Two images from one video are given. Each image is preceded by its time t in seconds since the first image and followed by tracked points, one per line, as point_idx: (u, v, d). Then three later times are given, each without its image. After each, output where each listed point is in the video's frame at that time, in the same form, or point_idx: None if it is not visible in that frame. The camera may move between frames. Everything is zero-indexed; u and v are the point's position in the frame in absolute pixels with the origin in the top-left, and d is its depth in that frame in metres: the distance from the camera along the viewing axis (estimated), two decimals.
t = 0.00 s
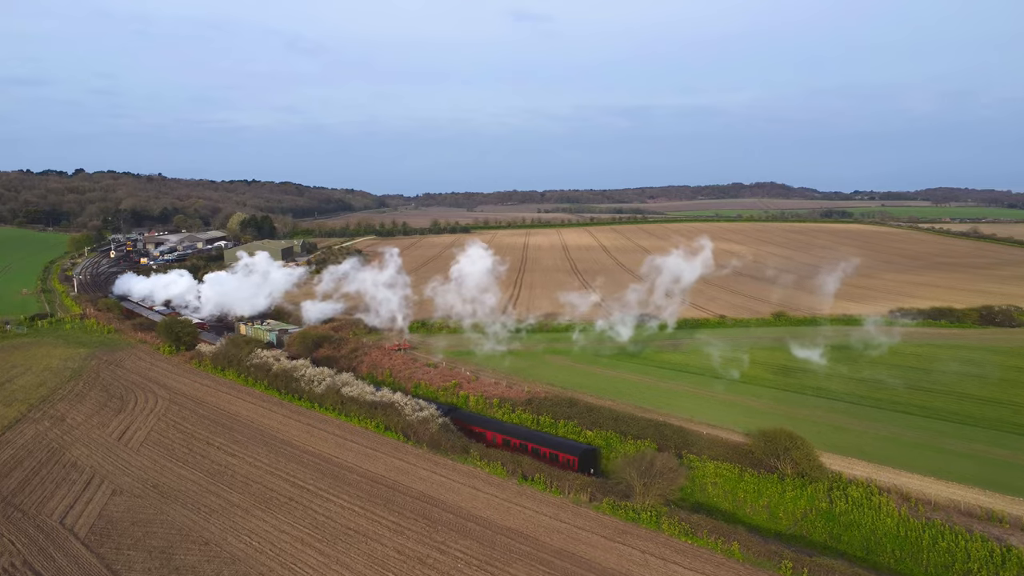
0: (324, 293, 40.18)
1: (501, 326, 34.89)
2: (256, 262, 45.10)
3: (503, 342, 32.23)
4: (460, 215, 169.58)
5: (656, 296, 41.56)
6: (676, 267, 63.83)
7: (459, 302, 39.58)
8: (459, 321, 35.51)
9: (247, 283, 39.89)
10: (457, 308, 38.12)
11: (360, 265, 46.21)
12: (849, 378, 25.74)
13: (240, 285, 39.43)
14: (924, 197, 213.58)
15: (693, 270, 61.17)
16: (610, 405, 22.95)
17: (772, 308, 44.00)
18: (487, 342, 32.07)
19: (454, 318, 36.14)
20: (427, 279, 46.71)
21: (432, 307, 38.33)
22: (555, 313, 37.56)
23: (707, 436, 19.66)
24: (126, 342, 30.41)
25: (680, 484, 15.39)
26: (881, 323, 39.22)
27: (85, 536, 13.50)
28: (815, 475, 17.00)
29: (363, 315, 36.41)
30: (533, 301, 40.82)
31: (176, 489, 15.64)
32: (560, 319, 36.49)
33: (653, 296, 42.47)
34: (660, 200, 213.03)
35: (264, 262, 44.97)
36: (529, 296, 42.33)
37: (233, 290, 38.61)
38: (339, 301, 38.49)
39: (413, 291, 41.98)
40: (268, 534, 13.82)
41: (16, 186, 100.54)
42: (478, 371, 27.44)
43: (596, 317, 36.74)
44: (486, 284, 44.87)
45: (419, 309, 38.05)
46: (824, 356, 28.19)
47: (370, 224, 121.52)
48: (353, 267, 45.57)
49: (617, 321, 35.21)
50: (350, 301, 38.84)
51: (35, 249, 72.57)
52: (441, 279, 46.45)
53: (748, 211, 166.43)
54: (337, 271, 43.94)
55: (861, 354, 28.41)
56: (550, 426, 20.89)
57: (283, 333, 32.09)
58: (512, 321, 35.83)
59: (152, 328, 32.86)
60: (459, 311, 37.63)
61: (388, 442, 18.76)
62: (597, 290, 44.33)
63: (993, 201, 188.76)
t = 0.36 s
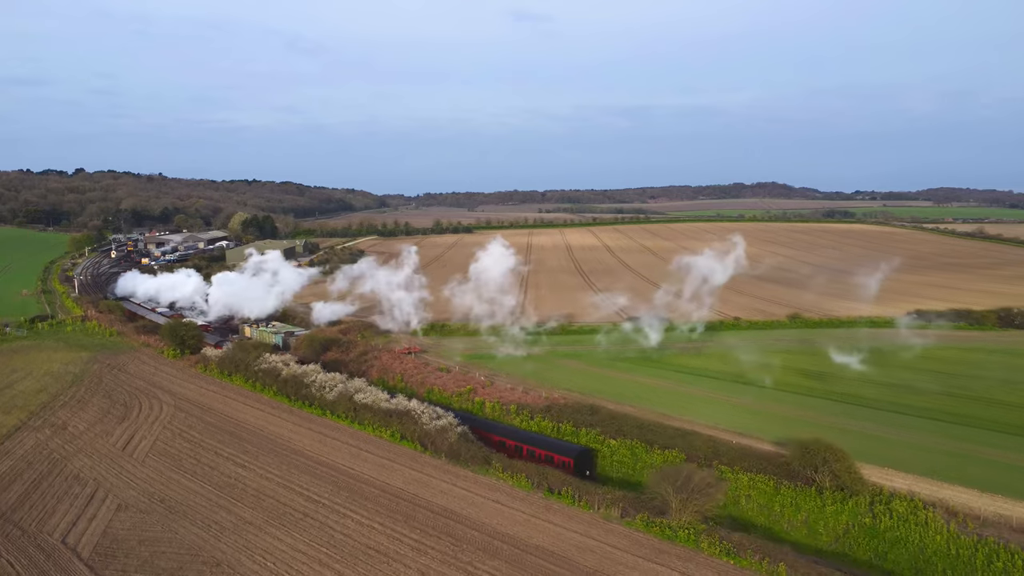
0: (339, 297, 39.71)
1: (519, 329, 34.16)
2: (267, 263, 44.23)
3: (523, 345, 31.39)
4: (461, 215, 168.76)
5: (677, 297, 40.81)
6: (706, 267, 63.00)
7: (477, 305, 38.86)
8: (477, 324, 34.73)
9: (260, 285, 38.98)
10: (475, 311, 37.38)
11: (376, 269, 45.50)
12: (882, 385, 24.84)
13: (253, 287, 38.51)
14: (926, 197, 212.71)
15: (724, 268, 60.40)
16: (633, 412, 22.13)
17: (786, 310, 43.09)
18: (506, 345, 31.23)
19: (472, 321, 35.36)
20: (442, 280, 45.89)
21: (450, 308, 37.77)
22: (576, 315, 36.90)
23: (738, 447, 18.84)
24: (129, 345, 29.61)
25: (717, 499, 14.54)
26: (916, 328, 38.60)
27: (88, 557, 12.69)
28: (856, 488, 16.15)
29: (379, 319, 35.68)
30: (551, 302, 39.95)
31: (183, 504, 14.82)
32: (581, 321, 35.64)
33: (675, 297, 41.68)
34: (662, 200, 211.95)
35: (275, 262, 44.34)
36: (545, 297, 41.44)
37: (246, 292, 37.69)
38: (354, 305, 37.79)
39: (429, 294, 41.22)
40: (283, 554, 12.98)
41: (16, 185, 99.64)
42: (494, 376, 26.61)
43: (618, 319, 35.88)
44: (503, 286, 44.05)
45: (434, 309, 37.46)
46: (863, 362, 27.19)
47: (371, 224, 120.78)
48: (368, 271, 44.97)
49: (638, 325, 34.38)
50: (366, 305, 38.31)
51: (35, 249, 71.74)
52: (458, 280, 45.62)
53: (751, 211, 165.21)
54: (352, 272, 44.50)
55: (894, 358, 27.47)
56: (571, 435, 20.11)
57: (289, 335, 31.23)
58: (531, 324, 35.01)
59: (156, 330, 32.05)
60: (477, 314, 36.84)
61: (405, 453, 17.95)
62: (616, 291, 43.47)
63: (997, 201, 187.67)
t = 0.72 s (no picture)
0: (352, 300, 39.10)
1: (538, 331, 33.37)
2: (275, 267, 43.45)
3: (543, 349, 30.51)
4: (461, 215, 167.92)
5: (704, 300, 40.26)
6: (739, 267, 63.33)
7: (495, 307, 38.05)
8: (496, 327, 33.88)
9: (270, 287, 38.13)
10: (493, 313, 36.67)
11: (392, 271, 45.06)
12: (918, 392, 23.92)
13: (263, 288, 37.64)
14: (928, 197, 211.79)
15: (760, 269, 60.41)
16: (657, 420, 21.29)
17: (801, 312, 42.22)
18: (526, 349, 30.37)
19: (490, 324, 34.51)
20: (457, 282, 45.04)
21: (467, 310, 37.15)
22: (596, 317, 36.12)
23: (771, 457, 18.02)
24: (132, 349, 28.78)
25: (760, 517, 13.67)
26: (949, 329, 38.25)
27: None
28: (901, 503, 15.31)
29: (394, 321, 34.89)
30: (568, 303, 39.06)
31: (193, 521, 13.99)
32: (601, 324, 34.75)
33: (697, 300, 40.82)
34: (663, 200, 211.17)
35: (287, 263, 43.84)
36: (560, 297, 40.53)
37: (256, 293, 36.79)
38: (369, 307, 37.00)
39: (445, 296, 40.40)
40: None
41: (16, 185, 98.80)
42: (508, 381, 25.71)
43: (639, 323, 35.00)
44: (519, 287, 43.20)
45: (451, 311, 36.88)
46: (905, 368, 26.16)
47: (373, 224, 119.99)
48: (385, 274, 44.18)
49: (660, 329, 33.54)
50: (382, 307, 37.65)
51: (34, 249, 70.84)
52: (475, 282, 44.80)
53: (753, 211, 164.22)
54: (369, 274, 44.25)
55: (930, 364, 26.53)
56: (594, 444, 19.30)
57: (295, 337, 30.40)
58: (551, 327, 34.15)
59: (159, 333, 31.24)
60: (496, 317, 36.02)
61: (424, 464, 17.12)
62: (631, 292, 42.64)
63: (999, 201, 186.82)
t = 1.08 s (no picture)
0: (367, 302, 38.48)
1: (558, 333, 32.64)
2: (283, 269, 42.77)
3: (564, 352, 29.65)
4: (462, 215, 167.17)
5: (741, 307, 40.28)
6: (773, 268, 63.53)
7: (515, 309, 37.18)
8: (515, 330, 33.03)
9: (281, 289, 37.30)
10: (511, 315, 35.99)
11: (407, 275, 45.06)
12: (958, 399, 23.01)
13: (273, 290, 36.86)
14: (929, 197, 211.08)
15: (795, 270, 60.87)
16: (683, 429, 20.45)
17: (817, 315, 41.26)
18: (547, 352, 29.48)
19: (509, 327, 33.64)
20: (474, 283, 44.14)
21: (486, 312, 36.58)
22: (615, 319, 35.42)
23: (808, 469, 17.19)
24: (135, 353, 27.93)
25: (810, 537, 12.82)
26: (987, 332, 37.07)
27: None
28: (954, 520, 14.45)
29: (412, 324, 34.08)
30: (588, 306, 38.08)
31: (205, 541, 13.16)
32: (620, 327, 34.02)
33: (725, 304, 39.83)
34: (665, 200, 210.07)
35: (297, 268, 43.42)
36: (578, 299, 39.60)
37: (266, 295, 35.93)
38: (383, 311, 36.35)
39: (463, 299, 39.52)
40: None
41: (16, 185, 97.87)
42: (525, 387, 24.87)
43: (658, 325, 34.24)
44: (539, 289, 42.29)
45: (468, 313, 36.40)
46: (951, 375, 25.21)
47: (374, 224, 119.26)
48: (402, 279, 43.90)
49: (687, 331, 32.79)
50: (397, 309, 37.02)
51: (34, 250, 69.95)
52: (496, 283, 44.19)
53: (756, 211, 163.02)
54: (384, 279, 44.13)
55: (980, 371, 25.54)
56: (620, 455, 18.46)
57: (302, 340, 29.55)
58: (572, 329, 33.33)
59: (163, 337, 30.40)
60: (515, 319, 35.36)
61: (446, 477, 16.29)
62: (645, 294, 41.88)
63: (1003, 201, 185.67)
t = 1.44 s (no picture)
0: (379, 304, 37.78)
1: (581, 336, 31.93)
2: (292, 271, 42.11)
3: (585, 356, 28.85)
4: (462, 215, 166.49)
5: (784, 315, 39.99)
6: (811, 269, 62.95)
7: (536, 311, 36.36)
8: (532, 333, 32.30)
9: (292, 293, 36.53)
10: (529, 317, 35.29)
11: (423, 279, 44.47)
12: (1001, 408, 22.21)
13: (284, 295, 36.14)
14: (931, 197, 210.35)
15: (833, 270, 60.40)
16: (711, 439, 19.63)
17: (833, 317, 40.39)
18: (567, 357, 28.64)
19: (527, 330, 32.86)
20: (491, 284, 43.20)
21: (504, 313, 36.03)
22: (634, 321, 34.70)
23: (849, 483, 16.35)
24: (139, 358, 27.07)
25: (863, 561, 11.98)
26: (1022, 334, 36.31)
27: None
28: (1011, 540, 13.59)
29: (428, 328, 33.20)
30: (607, 309, 37.15)
31: (217, 564, 12.33)
32: (640, 329, 33.28)
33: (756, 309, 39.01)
34: (666, 199, 209.26)
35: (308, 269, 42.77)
36: (593, 302, 38.74)
37: (275, 298, 35.19)
38: (400, 313, 35.62)
39: (481, 301, 38.59)
40: None
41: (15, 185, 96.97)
42: (541, 393, 24.08)
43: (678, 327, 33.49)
44: (557, 292, 41.39)
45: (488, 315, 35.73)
46: (999, 383, 24.47)
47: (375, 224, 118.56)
48: (419, 280, 43.54)
49: (720, 334, 32.10)
50: (411, 311, 36.33)
51: (33, 250, 69.08)
52: (519, 283, 43.58)
53: (757, 211, 162.12)
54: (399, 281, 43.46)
55: None
56: (649, 467, 17.63)
57: (309, 344, 28.76)
58: (595, 332, 32.61)
59: (167, 341, 29.57)
60: (533, 321, 34.63)
61: (470, 493, 15.45)
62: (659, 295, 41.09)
63: (1004, 201, 184.57)
